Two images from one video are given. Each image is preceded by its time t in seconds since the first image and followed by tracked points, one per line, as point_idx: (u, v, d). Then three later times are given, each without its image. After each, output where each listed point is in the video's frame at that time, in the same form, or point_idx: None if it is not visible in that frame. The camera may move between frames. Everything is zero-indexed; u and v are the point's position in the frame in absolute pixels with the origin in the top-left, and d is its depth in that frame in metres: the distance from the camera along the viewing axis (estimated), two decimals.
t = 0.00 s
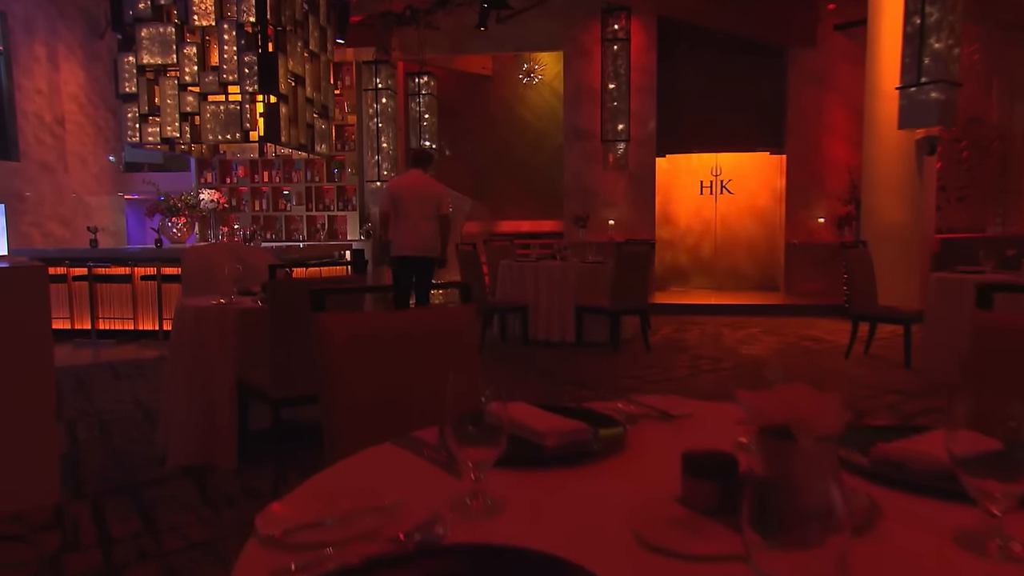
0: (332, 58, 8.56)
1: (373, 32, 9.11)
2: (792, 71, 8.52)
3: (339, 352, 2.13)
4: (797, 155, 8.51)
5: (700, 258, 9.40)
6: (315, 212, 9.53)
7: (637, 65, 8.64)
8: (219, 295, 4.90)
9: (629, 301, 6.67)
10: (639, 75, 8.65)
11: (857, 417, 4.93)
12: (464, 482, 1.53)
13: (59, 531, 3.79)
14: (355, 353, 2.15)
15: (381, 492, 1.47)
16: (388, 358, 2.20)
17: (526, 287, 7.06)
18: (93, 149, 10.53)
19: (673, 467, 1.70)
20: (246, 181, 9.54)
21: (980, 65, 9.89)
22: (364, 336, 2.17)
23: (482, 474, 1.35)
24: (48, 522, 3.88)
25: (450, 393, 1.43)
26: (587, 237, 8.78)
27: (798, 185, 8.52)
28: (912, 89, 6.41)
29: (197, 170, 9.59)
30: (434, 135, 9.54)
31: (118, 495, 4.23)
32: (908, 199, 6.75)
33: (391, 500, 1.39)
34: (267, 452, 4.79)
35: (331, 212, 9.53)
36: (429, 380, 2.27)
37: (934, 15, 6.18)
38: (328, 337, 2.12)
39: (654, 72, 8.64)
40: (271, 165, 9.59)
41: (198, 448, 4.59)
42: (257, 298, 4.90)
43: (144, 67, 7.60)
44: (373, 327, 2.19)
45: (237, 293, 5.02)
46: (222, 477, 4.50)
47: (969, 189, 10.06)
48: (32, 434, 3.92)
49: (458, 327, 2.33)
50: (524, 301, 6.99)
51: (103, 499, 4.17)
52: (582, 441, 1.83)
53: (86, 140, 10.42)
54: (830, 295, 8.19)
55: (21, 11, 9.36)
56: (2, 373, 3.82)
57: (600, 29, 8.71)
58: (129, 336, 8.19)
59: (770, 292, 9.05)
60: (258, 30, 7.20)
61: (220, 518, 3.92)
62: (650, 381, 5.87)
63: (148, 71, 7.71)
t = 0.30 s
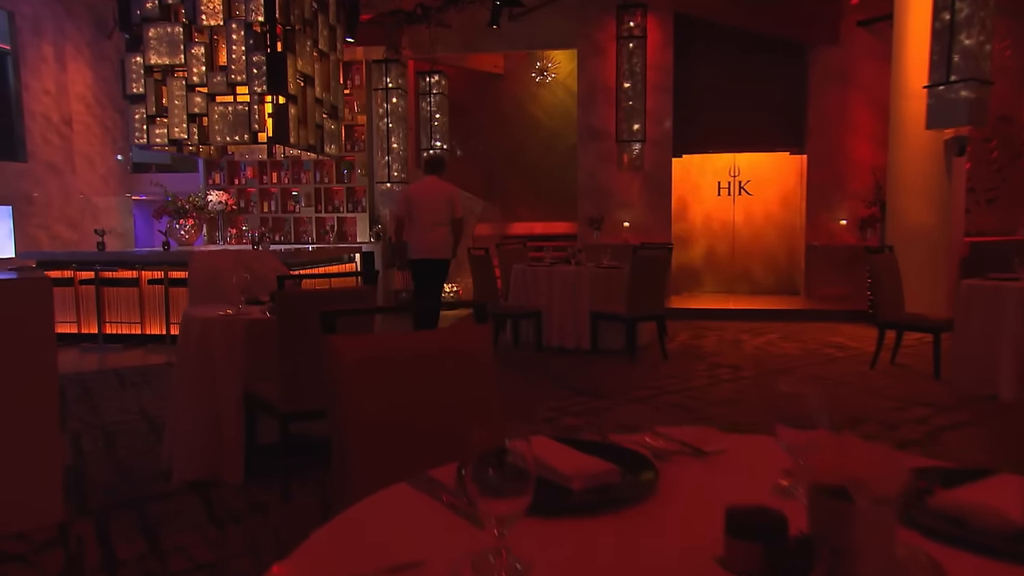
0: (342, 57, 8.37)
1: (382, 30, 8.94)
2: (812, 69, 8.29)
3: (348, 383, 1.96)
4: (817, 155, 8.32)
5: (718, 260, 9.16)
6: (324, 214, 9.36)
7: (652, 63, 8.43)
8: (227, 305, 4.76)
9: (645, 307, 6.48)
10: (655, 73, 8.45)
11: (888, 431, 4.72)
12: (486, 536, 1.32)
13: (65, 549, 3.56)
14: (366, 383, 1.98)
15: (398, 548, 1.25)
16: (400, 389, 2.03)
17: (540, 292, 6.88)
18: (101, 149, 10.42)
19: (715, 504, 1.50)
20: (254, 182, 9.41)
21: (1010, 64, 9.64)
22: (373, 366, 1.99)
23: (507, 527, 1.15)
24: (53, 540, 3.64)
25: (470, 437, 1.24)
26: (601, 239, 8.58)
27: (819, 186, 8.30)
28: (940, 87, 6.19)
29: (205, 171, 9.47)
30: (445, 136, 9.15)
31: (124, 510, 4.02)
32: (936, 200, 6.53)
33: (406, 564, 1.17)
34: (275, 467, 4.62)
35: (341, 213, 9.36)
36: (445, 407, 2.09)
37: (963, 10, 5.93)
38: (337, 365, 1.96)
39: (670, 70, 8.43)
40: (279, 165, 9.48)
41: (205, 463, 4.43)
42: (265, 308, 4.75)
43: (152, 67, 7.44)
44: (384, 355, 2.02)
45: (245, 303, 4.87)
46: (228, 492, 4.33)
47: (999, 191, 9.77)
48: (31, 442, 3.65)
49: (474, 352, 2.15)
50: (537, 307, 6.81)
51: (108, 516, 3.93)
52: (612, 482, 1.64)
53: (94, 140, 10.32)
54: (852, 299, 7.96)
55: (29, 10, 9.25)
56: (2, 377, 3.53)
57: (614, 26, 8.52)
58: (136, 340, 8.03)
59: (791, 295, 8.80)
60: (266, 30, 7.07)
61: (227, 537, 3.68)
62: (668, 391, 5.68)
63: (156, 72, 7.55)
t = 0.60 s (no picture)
0: (349, 57, 8.20)
1: (391, 29, 8.71)
2: (832, 67, 8.08)
3: (358, 425, 1.81)
4: (837, 156, 8.09)
5: (735, 265, 8.91)
6: (332, 216, 9.22)
7: (667, 62, 8.23)
8: (230, 319, 4.56)
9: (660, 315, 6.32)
10: (669, 73, 8.26)
11: (917, 448, 4.53)
12: None
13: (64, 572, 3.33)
14: (375, 422, 1.82)
15: None
16: (411, 428, 1.87)
17: (551, 299, 6.71)
18: (106, 151, 10.32)
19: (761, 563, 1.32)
20: (260, 184, 9.28)
21: None
22: (381, 405, 1.83)
23: None
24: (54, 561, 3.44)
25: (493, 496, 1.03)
26: (614, 242, 8.42)
27: (838, 189, 8.09)
28: (967, 87, 5.98)
29: (211, 173, 9.35)
30: (455, 137, 9.09)
31: (126, 533, 3.87)
32: (962, 204, 6.34)
33: None
34: (282, 485, 4.47)
35: (348, 216, 9.20)
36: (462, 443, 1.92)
37: (992, 7, 5.74)
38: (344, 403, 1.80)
39: (685, 69, 8.24)
40: (287, 167, 9.32)
41: (211, 481, 4.29)
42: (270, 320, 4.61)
43: (157, 68, 7.30)
44: (394, 391, 1.85)
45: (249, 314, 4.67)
46: (234, 512, 4.19)
47: None
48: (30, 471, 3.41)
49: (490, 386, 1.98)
50: (550, 314, 6.64)
51: (110, 538, 3.79)
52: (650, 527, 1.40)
53: (99, 141, 10.22)
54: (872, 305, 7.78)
55: (34, 10, 9.13)
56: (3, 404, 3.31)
57: (627, 25, 8.35)
58: (141, 346, 7.90)
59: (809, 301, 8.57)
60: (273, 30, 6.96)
61: (234, 563, 3.49)
62: (685, 403, 5.50)
63: (161, 73, 7.42)
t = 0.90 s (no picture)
0: (350, 58, 7.97)
1: (393, 29, 8.60)
2: (844, 67, 7.90)
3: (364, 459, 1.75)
4: (848, 158, 7.93)
5: (743, 268, 8.72)
6: (332, 219, 9.05)
7: (675, 61, 8.05)
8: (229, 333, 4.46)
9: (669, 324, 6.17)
10: (677, 73, 8.08)
11: (939, 466, 4.36)
12: None
13: None
14: (380, 449, 1.77)
15: None
16: (412, 463, 1.79)
17: (558, 307, 6.54)
18: (103, 152, 10.16)
19: None
20: (260, 187, 9.11)
21: None
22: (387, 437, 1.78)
23: None
24: None
25: None
26: (621, 246, 8.26)
27: (851, 191, 7.91)
28: (986, 88, 5.79)
29: (210, 175, 9.19)
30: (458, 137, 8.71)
31: (121, 557, 3.72)
32: (979, 209, 6.17)
33: None
34: (283, 506, 4.31)
35: (350, 218, 9.02)
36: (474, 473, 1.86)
37: (1013, 6, 5.54)
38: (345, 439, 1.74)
39: (693, 69, 8.06)
40: (287, 170, 9.16)
41: (210, 502, 4.13)
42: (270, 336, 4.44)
43: (155, 69, 7.11)
44: (394, 425, 1.78)
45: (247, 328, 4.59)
46: (232, 535, 4.02)
47: None
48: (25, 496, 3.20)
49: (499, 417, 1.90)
50: (556, 322, 6.48)
51: (103, 563, 3.64)
52: None
53: (96, 142, 10.06)
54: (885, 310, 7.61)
55: (30, 10, 8.97)
56: None
57: (634, 24, 8.18)
58: (138, 352, 7.73)
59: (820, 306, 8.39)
60: (273, 31, 6.76)
61: None
62: (696, 416, 5.34)
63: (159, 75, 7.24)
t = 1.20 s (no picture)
0: (350, 58, 7.77)
1: (393, 28, 8.41)
2: (854, 68, 7.75)
3: (370, 494, 1.70)
4: (859, 161, 7.76)
5: (754, 273, 8.58)
6: (332, 223, 8.88)
7: (682, 62, 7.89)
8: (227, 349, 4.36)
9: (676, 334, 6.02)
10: (684, 74, 7.91)
11: (958, 486, 4.22)
12: None
13: None
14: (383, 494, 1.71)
15: None
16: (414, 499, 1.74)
17: (563, 316, 6.37)
18: (98, 153, 9.99)
19: None
20: (258, 189, 8.96)
21: None
22: (395, 475, 1.73)
23: None
24: None
25: None
26: (626, 251, 8.10)
27: (861, 195, 7.76)
28: (1002, 91, 5.62)
29: (206, 177, 9.03)
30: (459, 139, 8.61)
31: None
32: (996, 216, 5.99)
33: None
34: (283, 530, 4.16)
35: (349, 222, 8.86)
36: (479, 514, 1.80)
37: None
38: (352, 477, 1.69)
39: (700, 70, 7.89)
40: (286, 171, 8.95)
41: (206, 525, 3.99)
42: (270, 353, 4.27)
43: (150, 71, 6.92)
44: (402, 460, 1.75)
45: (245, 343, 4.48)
46: (230, 560, 3.88)
47: None
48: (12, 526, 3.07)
49: (507, 455, 1.86)
50: (561, 331, 6.32)
51: None
52: None
53: (91, 144, 9.88)
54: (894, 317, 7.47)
55: (23, 9, 8.79)
56: None
57: (639, 24, 8.03)
58: (134, 360, 7.58)
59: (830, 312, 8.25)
60: (272, 31, 6.60)
61: None
62: (706, 430, 5.19)
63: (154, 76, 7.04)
